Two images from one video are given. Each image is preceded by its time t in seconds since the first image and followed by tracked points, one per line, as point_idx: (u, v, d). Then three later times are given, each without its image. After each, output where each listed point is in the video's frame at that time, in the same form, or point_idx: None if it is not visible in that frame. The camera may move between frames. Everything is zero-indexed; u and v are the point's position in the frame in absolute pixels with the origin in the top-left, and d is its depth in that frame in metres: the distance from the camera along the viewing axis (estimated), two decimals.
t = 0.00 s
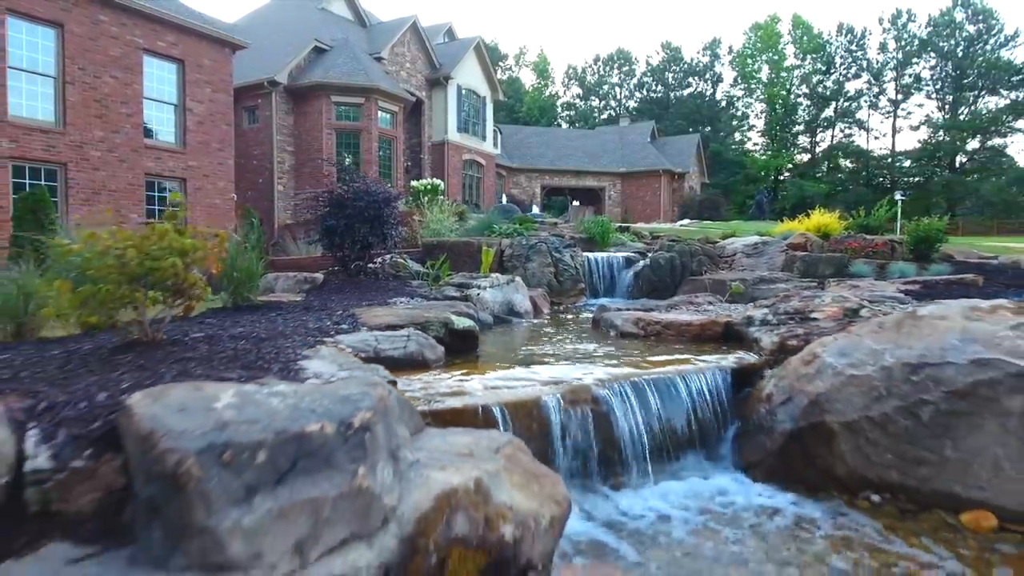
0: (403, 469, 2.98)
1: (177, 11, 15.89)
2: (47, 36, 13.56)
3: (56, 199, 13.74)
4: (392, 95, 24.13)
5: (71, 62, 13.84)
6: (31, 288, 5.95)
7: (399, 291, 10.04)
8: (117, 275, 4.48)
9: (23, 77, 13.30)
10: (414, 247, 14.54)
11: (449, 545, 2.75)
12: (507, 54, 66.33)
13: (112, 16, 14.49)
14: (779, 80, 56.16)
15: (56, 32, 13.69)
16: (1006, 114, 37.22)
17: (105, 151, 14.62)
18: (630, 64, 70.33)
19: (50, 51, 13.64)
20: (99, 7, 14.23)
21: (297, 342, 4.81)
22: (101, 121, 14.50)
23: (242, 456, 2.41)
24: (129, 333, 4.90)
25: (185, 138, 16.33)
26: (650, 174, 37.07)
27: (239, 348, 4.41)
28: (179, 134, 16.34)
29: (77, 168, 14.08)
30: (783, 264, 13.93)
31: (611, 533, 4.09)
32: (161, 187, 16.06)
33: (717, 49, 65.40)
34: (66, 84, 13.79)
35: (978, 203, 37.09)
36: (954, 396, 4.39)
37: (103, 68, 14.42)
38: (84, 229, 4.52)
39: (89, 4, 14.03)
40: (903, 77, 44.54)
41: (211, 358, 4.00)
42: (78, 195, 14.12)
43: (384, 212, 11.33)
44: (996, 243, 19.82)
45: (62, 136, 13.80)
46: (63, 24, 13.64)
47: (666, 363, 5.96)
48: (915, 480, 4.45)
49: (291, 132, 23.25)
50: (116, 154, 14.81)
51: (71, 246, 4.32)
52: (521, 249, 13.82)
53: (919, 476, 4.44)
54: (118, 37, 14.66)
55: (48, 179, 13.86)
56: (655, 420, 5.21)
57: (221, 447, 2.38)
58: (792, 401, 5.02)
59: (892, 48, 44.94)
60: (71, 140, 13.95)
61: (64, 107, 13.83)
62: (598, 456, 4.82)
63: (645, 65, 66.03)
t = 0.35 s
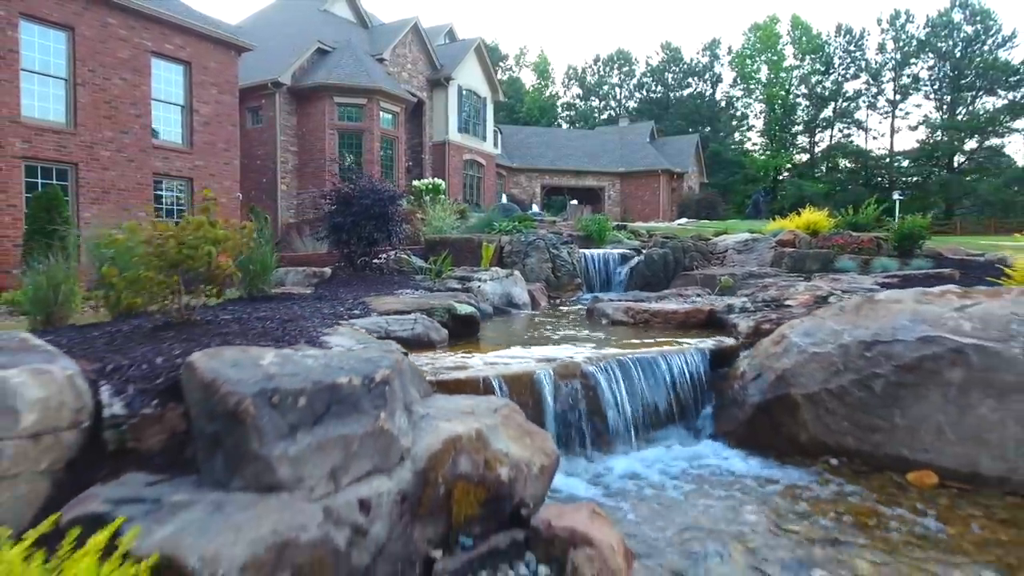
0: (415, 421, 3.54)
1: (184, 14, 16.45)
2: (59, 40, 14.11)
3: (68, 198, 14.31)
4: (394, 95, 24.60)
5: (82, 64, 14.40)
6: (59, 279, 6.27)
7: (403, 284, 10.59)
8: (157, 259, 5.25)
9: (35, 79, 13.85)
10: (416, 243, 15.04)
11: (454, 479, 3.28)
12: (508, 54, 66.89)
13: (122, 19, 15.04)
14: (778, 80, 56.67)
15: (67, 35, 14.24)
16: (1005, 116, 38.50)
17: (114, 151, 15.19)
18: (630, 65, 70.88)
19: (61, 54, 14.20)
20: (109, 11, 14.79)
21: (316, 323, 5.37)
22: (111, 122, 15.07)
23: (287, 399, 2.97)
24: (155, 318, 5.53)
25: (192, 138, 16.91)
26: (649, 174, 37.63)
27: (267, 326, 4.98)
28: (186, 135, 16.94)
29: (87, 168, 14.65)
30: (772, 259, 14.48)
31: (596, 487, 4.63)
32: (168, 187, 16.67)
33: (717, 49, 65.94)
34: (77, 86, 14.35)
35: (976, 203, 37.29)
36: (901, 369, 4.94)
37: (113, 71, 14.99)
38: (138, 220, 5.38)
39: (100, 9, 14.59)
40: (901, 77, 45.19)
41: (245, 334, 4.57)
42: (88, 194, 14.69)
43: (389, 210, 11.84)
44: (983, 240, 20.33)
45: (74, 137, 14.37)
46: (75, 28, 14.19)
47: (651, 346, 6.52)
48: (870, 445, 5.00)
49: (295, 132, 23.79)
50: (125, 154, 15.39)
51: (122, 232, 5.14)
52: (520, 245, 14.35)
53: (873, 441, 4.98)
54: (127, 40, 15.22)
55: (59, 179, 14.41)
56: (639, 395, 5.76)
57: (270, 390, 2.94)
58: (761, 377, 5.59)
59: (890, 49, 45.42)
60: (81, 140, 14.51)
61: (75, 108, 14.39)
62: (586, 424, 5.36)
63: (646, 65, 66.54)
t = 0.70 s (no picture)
0: (419, 388, 4.05)
1: (189, 17, 17.00)
2: (68, 43, 14.63)
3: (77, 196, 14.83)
4: (395, 97, 25.17)
5: (90, 67, 14.92)
6: (81, 273, 6.88)
7: (405, 278, 11.09)
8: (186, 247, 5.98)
9: (45, 81, 14.34)
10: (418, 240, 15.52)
11: (454, 435, 3.79)
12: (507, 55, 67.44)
13: (128, 23, 15.59)
14: (776, 81, 57.21)
15: (76, 38, 14.76)
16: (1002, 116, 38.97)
17: (121, 151, 15.72)
18: (629, 65, 71.45)
19: (70, 56, 14.70)
20: (116, 15, 15.33)
21: (329, 309, 5.90)
22: (118, 123, 15.59)
23: (311, 362, 3.49)
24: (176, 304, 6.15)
25: (197, 139, 17.47)
26: (648, 174, 38.15)
27: (284, 311, 5.53)
28: (190, 135, 17.51)
29: (95, 168, 15.17)
30: (761, 256, 14.98)
31: (581, 455, 5.13)
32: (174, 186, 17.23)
33: (717, 50, 66.50)
34: (85, 88, 14.88)
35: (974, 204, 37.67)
36: (860, 349, 5.45)
37: (121, 73, 15.54)
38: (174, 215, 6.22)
39: (108, 13, 15.13)
40: (899, 78, 45.69)
41: (266, 317, 5.11)
42: (96, 193, 15.20)
43: (391, 208, 12.35)
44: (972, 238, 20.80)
45: (82, 137, 14.90)
46: (83, 31, 14.71)
47: (638, 332, 7.02)
48: (833, 419, 5.49)
49: (297, 132, 24.29)
50: (133, 154, 15.94)
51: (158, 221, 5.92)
52: (518, 242, 14.90)
53: (836, 416, 5.47)
54: (134, 43, 15.76)
55: (67, 178, 14.90)
56: (624, 375, 6.26)
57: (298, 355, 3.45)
58: (735, 358, 6.08)
59: (889, 50, 46.08)
60: (89, 141, 15.03)
61: (83, 110, 14.91)
62: (574, 401, 5.86)
63: (645, 65, 67.07)
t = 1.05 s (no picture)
0: (424, 360, 4.63)
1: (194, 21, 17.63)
2: (78, 46, 15.22)
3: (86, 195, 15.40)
4: (397, 98, 25.83)
5: (99, 69, 15.51)
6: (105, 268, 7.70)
7: (408, 272, 11.65)
8: (211, 240, 6.79)
9: (56, 83, 14.92)
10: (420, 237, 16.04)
11: (455, 399, 4.36)
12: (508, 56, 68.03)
13: (136, 26, 16.21)
14: (775, 81, 57.79)
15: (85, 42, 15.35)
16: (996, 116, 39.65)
17: (130, 151, 16.30)
18: (628, 66, 72.02)
19: (79, 59, 15.28)
20: (125, 19, 15.94)
21: (341, 296, 6.48)
22: (125, 123, 16.18)
23: (332, 333, 4.07)
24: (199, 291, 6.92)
25: (202, 139, 18.10)
26: (646, 174, 38.74)
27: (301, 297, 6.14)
28: (196, 135, 18.12)
29: (103, 167, 15.75)
30: (751, 252, 15.54)
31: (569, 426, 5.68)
32: (180, 185, 17.84)
33: (716, 51, 67.11)
34: (95, 89, 15.46)
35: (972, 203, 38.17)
36: (822, 331, 6.02)
37: (129, 75, 16.15)
38: (201, 210, 7.06)
39: (117, 17, 15.75)
40: (896, 78, 46.36)
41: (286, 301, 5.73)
42: (104, 191, 15.78)
43: (395, 206, 12.90)
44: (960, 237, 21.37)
45: (92, 137, 15.46)
46: (92, 35, 15.31)
47: (624, 320, 7.58)
48: (798, 395, 6.01)
49: (299, 132, 24.85)
50: (141, 154, 16.53)
51: (187, 215, 6.74)
52: (516, 239, 15.42)
53: (801, 392, 6.00)
54: (142, 45, 16.38)
55: (77, 178, 15.46)
56: (610, 357, 6.82)
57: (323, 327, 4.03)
58: (712, 341, 6.62)
59: (886, 50, 46.69)
60: (98, 141, 15.61)
61: (92, 111, 15.48)
62: (564, 379, 6.42)
63: (644, 66, 67.62)
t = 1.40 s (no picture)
0: (432, 342, 5.15)
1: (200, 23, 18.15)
2: (86, 48, 15.73)
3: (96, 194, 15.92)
4: (399, 99, 26.32)
5: (107, 71, 16.02)
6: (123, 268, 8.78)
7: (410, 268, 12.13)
8: (234, 233, 7.60)
9: (66, 85, 15.45)
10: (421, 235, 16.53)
11: (459, 375, 4.87)
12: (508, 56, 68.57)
13: (144, 29, 16.72)
14: (774, 82, 58.34)
15: (94, 44, 15.86)
16: (993, 116, 40.07)
17: (137, 151, 16.83)
18: (628, 66, 72.57)
19: (88, 61, 15.80)
20: (132, 22, 16.45)
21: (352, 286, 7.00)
22: (132, 124, 16.69)
23: (351, 315, 4.60)
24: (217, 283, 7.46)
25: (207, 140, 18.67)
26: (644, 174, 39.24)
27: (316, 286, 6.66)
28: (201, 136, 18.70)
29: (112, 167, 16.26)
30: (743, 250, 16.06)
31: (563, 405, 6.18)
32: (186, 185, 18.39)
33: (715, 51, 67.59)
34: (103, 91, 15.97)
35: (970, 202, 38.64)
36: (796, 318, 6.52)
37: (137, 77, 16.67)
38: (221, 208, 7.84)
39: (125, 20, 16.26)
40: (894, 78, 46.92)
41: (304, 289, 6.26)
42: (113, 191, 16.31)
43: (398, 205, 13.29)
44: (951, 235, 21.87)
45: (100, 138, 15.98)
46: (101, 37, 15.81)
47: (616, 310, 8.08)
48: (776, 377, 6.51)
49: (302, 133, 25.36)
50: (147, 154, 17.05)
51: (212, 211, 7.56)
52: (516, 237, 15.94)
53: (778, 374, 6.50)
54: (148, 48, 16.89)
55: (86, 177, 15.97)
56: (602, 344, 7.32)
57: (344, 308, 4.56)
58: (697, 329, 7.12)
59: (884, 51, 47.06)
60: (106, 141, 16.12)
61: (100, 112, 16.01)
62: (559, 364, 6.93)
63: (644, 67, 68.13)
